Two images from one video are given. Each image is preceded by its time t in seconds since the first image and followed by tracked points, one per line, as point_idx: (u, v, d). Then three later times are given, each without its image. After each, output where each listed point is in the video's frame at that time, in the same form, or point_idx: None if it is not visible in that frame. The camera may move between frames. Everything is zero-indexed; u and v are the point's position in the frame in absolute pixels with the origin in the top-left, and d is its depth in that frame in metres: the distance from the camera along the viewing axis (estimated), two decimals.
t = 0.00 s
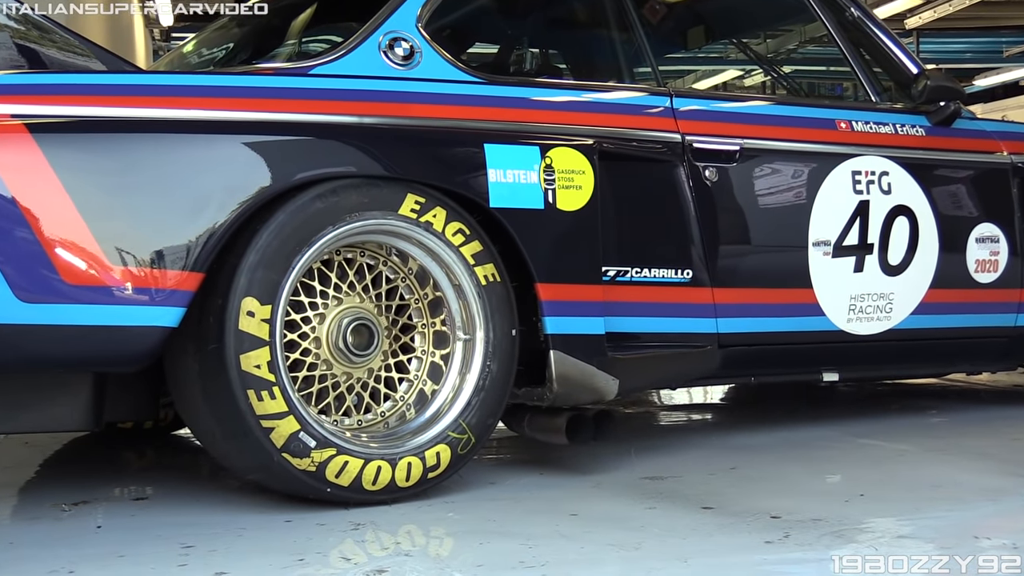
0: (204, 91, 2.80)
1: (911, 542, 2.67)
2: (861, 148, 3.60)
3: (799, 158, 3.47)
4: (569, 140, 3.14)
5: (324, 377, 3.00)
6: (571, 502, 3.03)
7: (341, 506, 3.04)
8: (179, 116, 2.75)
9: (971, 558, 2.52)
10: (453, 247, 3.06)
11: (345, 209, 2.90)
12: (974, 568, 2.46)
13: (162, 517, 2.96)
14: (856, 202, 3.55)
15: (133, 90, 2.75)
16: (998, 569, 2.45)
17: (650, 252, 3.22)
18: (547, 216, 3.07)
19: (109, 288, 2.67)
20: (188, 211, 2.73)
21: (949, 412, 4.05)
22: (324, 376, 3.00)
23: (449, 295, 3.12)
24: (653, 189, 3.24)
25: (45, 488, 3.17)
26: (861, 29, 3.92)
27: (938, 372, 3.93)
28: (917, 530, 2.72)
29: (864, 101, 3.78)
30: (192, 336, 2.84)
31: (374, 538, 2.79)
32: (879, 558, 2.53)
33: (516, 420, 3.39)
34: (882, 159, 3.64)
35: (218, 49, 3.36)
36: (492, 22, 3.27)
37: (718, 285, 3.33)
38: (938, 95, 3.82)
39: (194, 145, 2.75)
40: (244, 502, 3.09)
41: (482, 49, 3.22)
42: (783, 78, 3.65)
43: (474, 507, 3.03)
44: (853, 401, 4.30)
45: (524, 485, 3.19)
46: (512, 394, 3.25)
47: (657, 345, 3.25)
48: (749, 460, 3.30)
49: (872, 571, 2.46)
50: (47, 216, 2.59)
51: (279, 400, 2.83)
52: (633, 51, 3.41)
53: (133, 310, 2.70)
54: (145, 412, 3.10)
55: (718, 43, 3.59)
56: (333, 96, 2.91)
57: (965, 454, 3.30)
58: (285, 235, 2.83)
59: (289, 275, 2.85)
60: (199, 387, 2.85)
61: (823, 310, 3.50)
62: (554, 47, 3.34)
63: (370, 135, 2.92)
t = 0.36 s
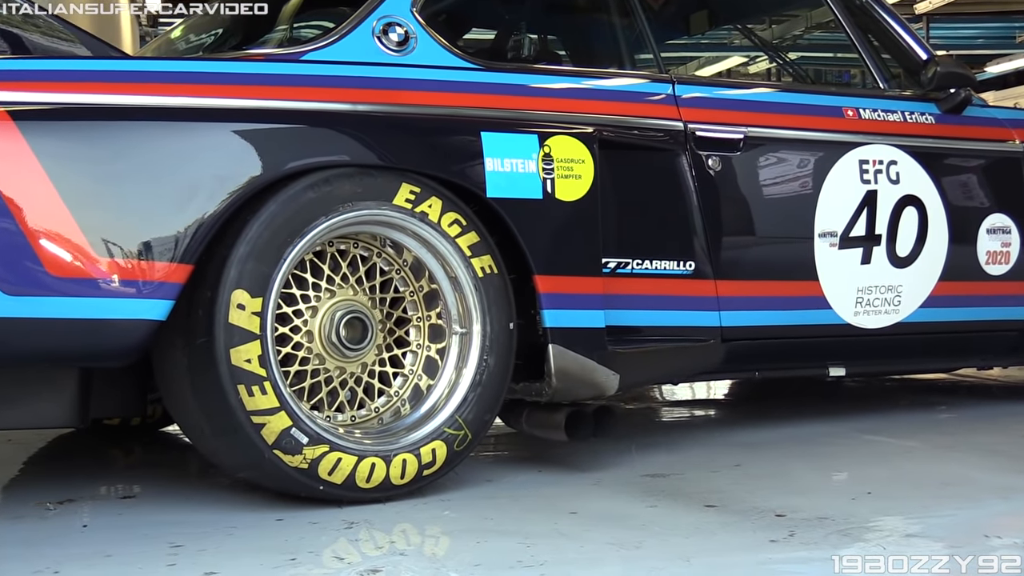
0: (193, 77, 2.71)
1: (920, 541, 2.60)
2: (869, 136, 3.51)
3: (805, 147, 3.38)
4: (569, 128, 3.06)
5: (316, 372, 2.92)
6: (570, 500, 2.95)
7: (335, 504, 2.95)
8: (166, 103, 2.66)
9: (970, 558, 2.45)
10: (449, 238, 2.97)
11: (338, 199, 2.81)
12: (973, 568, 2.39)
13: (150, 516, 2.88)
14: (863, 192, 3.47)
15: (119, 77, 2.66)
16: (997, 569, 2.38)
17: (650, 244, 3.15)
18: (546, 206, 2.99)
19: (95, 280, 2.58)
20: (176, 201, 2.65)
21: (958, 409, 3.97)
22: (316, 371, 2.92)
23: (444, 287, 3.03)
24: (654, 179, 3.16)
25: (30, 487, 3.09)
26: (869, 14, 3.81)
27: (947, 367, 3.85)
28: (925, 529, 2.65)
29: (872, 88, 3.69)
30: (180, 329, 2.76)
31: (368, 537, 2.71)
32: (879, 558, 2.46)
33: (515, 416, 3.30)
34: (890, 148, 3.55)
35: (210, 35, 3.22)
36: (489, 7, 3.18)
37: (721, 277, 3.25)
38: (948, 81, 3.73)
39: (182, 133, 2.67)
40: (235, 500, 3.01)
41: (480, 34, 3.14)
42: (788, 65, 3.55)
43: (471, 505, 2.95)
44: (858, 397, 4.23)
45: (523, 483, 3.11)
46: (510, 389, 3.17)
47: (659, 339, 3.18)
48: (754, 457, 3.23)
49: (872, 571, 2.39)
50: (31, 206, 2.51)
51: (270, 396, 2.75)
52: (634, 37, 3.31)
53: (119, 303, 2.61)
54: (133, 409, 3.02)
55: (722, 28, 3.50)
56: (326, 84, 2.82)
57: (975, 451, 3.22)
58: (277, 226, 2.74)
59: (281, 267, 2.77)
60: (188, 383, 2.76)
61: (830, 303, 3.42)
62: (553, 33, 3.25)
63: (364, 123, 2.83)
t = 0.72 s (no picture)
0: (183, 66, 2.63)
1: (930, 543, 2.52)
2: (879, 126, 3.43)
3: (812, 138, 3.31)
4: (569, 119, 2.98)
5: (310, 368, 2.84)
6: (571, 500, 2.87)
7: (330, 504, 2.88)
8: (156, 92, 2.58)
9: (970, 558, 2.39)
10: (447, 231, 2.89)
11: (333, 191, 2.73)
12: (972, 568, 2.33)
13: (139, 517, 2.80)
14: (873, 184, 3.38)
15: (108, 65, 2.58)
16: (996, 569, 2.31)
17: (653, 237, 3.07)
18: (546, 199, 2.92)
19: (83, 274, 2.50)
20: (166, 193, 2.57)
21: (970, 408, 3.89)
22: (311, 368, 2.84)
23: (442, 282, 2.95)
24: (657, 171, 3.08)
25: (16, 487, 3.01)
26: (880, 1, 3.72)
27: (959, 365, 3.77)
28: (935, 530, 2.57)
29: (881, 78, 3.59)
30: (171, 325, 2.67)
31: (364, 538, 2.63)
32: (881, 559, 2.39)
33: (514, 415, 3.22)
34: (900, 139, 3.46)
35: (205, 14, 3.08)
36: None
37: (727, 272, 3.17)
38: (961, 70, 3.65)
39: (172, 123, 2.59)
40: (227, 500, 2.93)
41: (478, 22, 3.04)
42: (796, 54, 3.45)
43: (470, 505, 2.87)
44: (866, 395, 4.15)
45: (523, 483, 3.03)
46: (509, 387, 3.09)
47: (664, 335, 3.10)
48: (760, 457, 3.15)
49: (871, 571, 2.33)
50: (17, 198, 2.43)
51: (263, 393, 2.67)
52: (638, 25, 3.23)
53: (108, 297, 2.53)
54: (122, 407, 2.94)
55: (727, 16, 3.42)
56: (320, 73, 2.74)
57: (988, 451, 3.15)
58: (270, 218, 2.67)
59: (274, 261, 2.69)
60: (179, 380, 2.68)
61: (838, 298, 3.34)
62: (554, 21, 3.16)
63: (360, 113, 2.75)
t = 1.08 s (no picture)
0: (173, 54, 2.55)
1: (940, 546, 2.46)
2: (889, 117, 3.34)
3: (820, 129, 3.23)
4: (570, 109, 2.90)
5: (303, 366, 2.77)
6: (570, 501, 2.80)
7: (324, 505, 2.80)
8: (145, 82, 2.51)
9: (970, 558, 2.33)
10: (444, 225, 2.82)
11: (326, 184, 2.66)
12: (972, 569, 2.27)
13: (127, 518, 2.72)
14: (881, 176, 3.31)
15: (95, 53, 2.50)
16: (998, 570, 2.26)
17: (656, 231, 3.00)
18: (546, 192, 2.84)
19: (69, 269, 2.42)
20: (155, 185, 2.49)
21: (981, 407, 3.82)
22: (304, 365, 2.76)
23: (439, 277, 2.88)
24: (660, 163, 3.01)
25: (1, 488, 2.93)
26: None
27: (971, 364, 3.69)
28: (945, 532, 2.50)
29: (891, 68, 3.52)
30: (160, 321, 2.59)
31: (359, 540, 2.56)
32: (882, 559, 2.34)
33: (514, 415, 3.14)
34: (909, 131, 3.38)
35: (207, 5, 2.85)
36: None
37: (731, 267, 3.09)
38: (973, 60, 3.53)
39: (161, 113, 2.50)
40: (218, 501, 2.85)
41: (476, 10, 2.96)
42: (804, 43, 3.38)
43: (468, 506, 2.80)
44: (874, 394, 4.07)
45: (522, 483, 2.95)
46: (508, 385, 3.01)
47: (668, 332, 3.02)
48: (766, 457, 3.08)
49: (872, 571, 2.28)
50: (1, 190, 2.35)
51: (255, 391, 2.60)
52: (640, 13, 3.14)
53: (95, 293, 2.45)
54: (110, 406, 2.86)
55: (732, 5, 3.35)
56: (313, 62, 2.66)
57: (1000, 452, 3.08)
58: (263, 211, 2.59)
59: (266, 256, 2.61)
60: (168, 378, 2.61)
61: (846, 294, 3.26)
62: (555, 9, 3.07)
63: (355, 103, 2.67)
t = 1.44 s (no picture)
0: (161, 46, 2.47)
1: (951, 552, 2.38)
2: (899, 111, 3.26)
3: (828, 123, 3.15)
4: (570, 103, 2.83)
5: (297, 366, 2.69)
6: (571, 506, 2.72)
7: (318, 510, 2.73)
8: (133, 74, 2.43)
9: (969, 558, 2.31)
10: (441, 222, 2.74)
11: (320, 179, 2.58)
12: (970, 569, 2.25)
13: (115, 523, 2.64)
14: (891, 172, 3.22)
15: (82, 44, 2.41)
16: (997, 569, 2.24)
17: (659, 229, 2.92)
18: (546, 187, 2.77)
19: (55, 267, 2.34)
20: (144, 181, 2.41)
21: (992, 409, 3.74)
22: (298, 366, 2.69)
23: (436, 275, 2.80)
24: (663, 159, 2.94)
25: None
26: None
27: (983, 365, 3.61)
28: (956, 538, 2.43)
29: (901, 60, 3.42)
30: (149, 320, 2.51)
31: (353, 545, 2.49)
32: (885, 558, 2.32)
33: (513, 417, 3.06)
34: (920, 125, 3.29)
35: None
36: None
37: (736, 265, 3.02)
38: (984, 53, 3.44)
39: (150, 107, 2.43)
40: (208, 505, 2.77)
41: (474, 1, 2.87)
42: (810, 34, 3.27)
43: (466, 511, 2.72)
44: (882, 396, 3.99)
45: (521, 487, 2.88)
46: (507, 386, 2.93)
47: (671, 332, 2.95)
48: (772, 461, 3.00)
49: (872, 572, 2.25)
50: None
51: (247, 392, 2.53)
52: (642, 4, 3.05)
53: (82, 291, 2.37)
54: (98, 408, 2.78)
55: None
56: (307, 54, 2.58)
57: (1012, 455, 3.00)
58: (255, 207, 2.52)
59: (259, 253, 2.54)
60: (158, 379, 2.53)
61: (855, 293, 3.19)
62: None
63: (350, 97, 2.60)
